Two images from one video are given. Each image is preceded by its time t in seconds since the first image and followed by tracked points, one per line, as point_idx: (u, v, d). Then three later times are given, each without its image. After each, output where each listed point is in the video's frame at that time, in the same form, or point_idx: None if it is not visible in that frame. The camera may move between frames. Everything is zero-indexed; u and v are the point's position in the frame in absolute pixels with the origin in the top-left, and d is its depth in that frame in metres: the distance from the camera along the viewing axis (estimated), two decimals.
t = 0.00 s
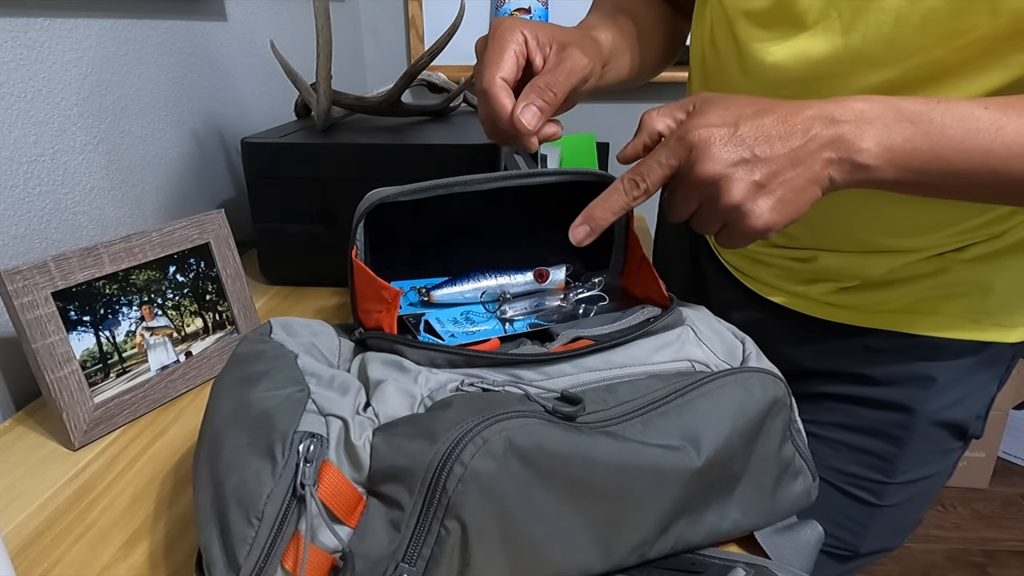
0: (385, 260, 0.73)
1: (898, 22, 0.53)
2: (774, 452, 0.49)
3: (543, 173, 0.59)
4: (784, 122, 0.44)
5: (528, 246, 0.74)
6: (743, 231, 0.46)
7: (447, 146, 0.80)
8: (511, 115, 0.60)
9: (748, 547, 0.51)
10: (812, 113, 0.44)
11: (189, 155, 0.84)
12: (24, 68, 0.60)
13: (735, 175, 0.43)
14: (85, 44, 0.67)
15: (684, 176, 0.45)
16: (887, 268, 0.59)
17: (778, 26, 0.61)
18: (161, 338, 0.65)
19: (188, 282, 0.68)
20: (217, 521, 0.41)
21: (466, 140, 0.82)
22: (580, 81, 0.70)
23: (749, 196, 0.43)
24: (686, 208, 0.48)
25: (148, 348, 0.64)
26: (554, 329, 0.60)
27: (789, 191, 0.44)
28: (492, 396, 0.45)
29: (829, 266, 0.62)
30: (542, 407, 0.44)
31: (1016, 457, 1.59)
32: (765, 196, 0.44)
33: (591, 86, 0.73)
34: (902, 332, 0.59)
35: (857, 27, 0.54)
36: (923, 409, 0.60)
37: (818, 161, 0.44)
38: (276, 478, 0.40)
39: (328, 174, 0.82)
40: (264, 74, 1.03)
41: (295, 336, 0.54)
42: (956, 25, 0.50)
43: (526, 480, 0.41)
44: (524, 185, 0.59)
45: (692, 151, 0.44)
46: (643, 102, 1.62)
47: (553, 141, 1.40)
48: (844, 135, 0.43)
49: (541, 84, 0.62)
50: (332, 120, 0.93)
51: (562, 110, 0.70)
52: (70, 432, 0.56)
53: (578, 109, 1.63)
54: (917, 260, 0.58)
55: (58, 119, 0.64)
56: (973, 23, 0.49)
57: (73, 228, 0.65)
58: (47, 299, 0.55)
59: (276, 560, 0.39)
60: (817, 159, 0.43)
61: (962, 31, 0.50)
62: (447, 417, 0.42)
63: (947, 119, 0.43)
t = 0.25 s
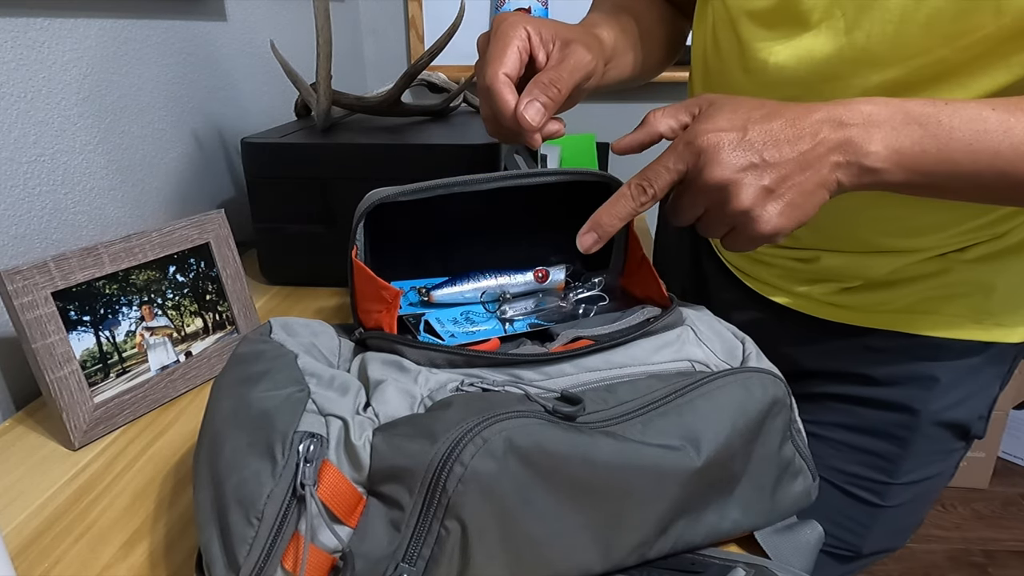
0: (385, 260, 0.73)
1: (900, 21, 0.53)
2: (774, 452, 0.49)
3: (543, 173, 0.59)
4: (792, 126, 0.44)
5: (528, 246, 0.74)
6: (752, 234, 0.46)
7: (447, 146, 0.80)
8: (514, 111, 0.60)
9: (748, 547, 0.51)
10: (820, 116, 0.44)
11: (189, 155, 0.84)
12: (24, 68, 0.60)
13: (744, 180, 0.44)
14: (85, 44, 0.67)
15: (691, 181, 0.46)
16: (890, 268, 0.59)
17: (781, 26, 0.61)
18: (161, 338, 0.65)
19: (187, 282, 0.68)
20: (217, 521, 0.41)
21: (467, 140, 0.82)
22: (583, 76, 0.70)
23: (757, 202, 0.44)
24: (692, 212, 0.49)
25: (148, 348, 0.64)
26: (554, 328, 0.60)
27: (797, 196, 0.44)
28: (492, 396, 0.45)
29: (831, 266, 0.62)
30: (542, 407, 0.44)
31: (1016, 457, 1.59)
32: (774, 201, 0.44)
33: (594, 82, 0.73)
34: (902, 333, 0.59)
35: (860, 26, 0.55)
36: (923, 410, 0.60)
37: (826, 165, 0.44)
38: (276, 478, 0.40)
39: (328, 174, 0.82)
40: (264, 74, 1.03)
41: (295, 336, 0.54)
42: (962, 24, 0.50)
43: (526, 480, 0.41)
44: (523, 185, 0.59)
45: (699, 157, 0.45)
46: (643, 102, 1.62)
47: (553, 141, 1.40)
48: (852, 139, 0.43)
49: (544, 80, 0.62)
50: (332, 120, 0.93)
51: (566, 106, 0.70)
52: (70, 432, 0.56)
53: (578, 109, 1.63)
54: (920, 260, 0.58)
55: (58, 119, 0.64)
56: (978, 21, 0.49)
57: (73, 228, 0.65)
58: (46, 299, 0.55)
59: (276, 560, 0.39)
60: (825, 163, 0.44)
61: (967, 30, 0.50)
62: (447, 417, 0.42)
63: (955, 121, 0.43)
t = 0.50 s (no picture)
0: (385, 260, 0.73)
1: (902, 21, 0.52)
2: (774, 452, 0.49)
3: (543, 173, 0.59)
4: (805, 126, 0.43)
5: (528, 246, 0.74)
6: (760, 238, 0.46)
7: (447, 146, 0.80)
8: (517, 113, 0.60)
9: (748, 547, 0.51)
10: (832, 119, 0.44)
11: (189, 155, 0.84)
12: (24, 68, 0.60)
13: (757, 182, 0.43)
14: (85, 44, 0.67)
15: (702, 181, 0.45)
16: (890, 268, 0.59)
17: (781, 24, 0.61)
18: (161, 338, 0.65)
19: (187, 282, 0.68)
20: (217, 521, 0.41)
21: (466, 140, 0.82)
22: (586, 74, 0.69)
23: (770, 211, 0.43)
24: (699, 212, 0.49)
25: (148, 348, 0.64)
26: (554, 328, 0.60)
27: (809, 199, 0.44)
28: (492, 396, 0.45)
29: (831, 266, 0.61)
30: (542, 407, 0.44)
31: (1016, 457, 1.59)
32: (786, 204, 0.44)
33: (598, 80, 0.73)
34: (903, 333, 0.59)
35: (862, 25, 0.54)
36: (923, 410, 0.60)
37: (839, 167, 0.44)
38: (276, 478, 0.41)
39: (328, 174, 0.82)
40: (264, 74, 1.03)
41: (295, 336, 0.54)
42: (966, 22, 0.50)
43: (526, 480, 0.41)
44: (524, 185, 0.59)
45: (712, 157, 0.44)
46: (643, 102, 1.62)
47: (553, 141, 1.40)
48: (863, 142, 0.43)
49: (548, 80, 0.62)
50: (332, 120, 0.93)
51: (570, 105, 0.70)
52: (70, 432, 0.56)
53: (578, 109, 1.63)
54: (921, 260, 0.58)
55: (58, 119, 0.64)
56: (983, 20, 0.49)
57: (73, 228, 0.65)
58: (47, 299, 0.55)
59: (276, 560, 0.39)
60: (837, 165, 0.44)
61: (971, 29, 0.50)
62: (447, 417, 0.42)
63: (967, 123, 0.43)
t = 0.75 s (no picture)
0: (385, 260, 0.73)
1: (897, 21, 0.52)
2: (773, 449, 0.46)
3: (542, 173, 0.59)
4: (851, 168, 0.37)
5: (528, 245, 0.74)
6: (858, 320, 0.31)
7: (447, 146, 0.80)
8: (509, 93, 0.60)
9: (748, 547, 0.51)
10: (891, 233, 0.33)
11: (189, 155, 0.84)
12: (24, 68, 0.60)
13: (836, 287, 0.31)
14: (85, 44, 0.67)
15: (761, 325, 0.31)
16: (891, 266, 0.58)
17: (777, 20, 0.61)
18: (162, 338, 0.65)
19: (187, 282, 0.68)
20: (217, 521, 0.41)
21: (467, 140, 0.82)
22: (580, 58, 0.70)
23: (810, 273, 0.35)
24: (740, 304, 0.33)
25: (148, 348, 0.64)
26: (554, 328, 0.60)
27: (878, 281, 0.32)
28: (492, 396, 0.45)
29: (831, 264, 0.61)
30: (542, 407, 0.44)
31: (1016, 457, 1.59)
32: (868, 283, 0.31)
33: (592, 65, 0.74)
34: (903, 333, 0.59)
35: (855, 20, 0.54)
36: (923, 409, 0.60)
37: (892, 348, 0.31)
38: (276, 478, 0.41)
39: (328, 174, 0.82)
40: (264, 74, 1.03)
41: (295, 336, 0.54)
42: (955, 19, 0.48)
43: (527, 480, 0.41)
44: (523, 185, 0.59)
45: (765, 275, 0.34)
46: (643, 102, 1.62)
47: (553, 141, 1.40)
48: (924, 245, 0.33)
49: (541, 62, 0.63)
50: (332, 120, 0.93)
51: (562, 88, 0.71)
52: (70, 432, 0.56)
53: (578, 109, 1.63)
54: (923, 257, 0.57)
55: (58, 119, 0.64)
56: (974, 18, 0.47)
57: (73, 228, 0.65)
58: (47, 299, 0.55)
59: (276, 560, 0.39)
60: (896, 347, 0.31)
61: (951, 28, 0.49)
62: (447, 417, 0.42)
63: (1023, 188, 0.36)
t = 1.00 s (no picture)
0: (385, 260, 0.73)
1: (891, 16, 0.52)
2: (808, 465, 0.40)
3: (543, 173, 0.59)
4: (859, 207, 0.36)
5: (528, 245, 0.74)
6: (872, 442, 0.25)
7: (447, 146, 0.80)
8: (511, 93, 0.60)
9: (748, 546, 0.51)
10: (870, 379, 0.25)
11: (189, 155, 0.84)
12: (24, 68, 0.60)
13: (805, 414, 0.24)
14: (86, 44, 0.67)
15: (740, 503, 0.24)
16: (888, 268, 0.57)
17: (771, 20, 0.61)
18: (162, 338, 0.65)
19: (188, 282, 0.68)
20: (217, 521, 0.41)
21: (467, 140, 0.82)
22: (580, 58, 0.70)
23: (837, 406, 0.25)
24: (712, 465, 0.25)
25: (148, 348, 0.64)
26: (554, 328, 0.60)
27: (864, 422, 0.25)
28: (492, 396, 0.45)
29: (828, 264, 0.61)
30: (542, 407, 0.44)
31: (1016, 457, 1.59)
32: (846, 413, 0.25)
33: (592, 65, 0.74)
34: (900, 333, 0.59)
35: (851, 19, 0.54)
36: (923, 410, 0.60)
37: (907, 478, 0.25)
38: (277, 478, 0.41)
39: (328, 174, 0.82)
40: (264, 74, 1.03)
41: (295, 336, 0.54)
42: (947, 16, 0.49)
43: (527, 480, 0.41)
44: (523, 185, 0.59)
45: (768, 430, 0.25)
46: (643, 102, 1.62)
47: (553, 141, 1.40)
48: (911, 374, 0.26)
49: (542, 62, 0.63)
50: (332, 120, 0.93)
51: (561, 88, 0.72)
52: (70, 432, 0.56)
53: (578, 109, 1.63)
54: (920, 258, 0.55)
55: (58, 119, 0.64)
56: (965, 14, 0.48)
57: (73, 228, 0.65)
58: (47, 299, 0.55)
59: (276, 560, 0.39)
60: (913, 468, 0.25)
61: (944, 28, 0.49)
62: (447, 417, 0.42)
63: None
